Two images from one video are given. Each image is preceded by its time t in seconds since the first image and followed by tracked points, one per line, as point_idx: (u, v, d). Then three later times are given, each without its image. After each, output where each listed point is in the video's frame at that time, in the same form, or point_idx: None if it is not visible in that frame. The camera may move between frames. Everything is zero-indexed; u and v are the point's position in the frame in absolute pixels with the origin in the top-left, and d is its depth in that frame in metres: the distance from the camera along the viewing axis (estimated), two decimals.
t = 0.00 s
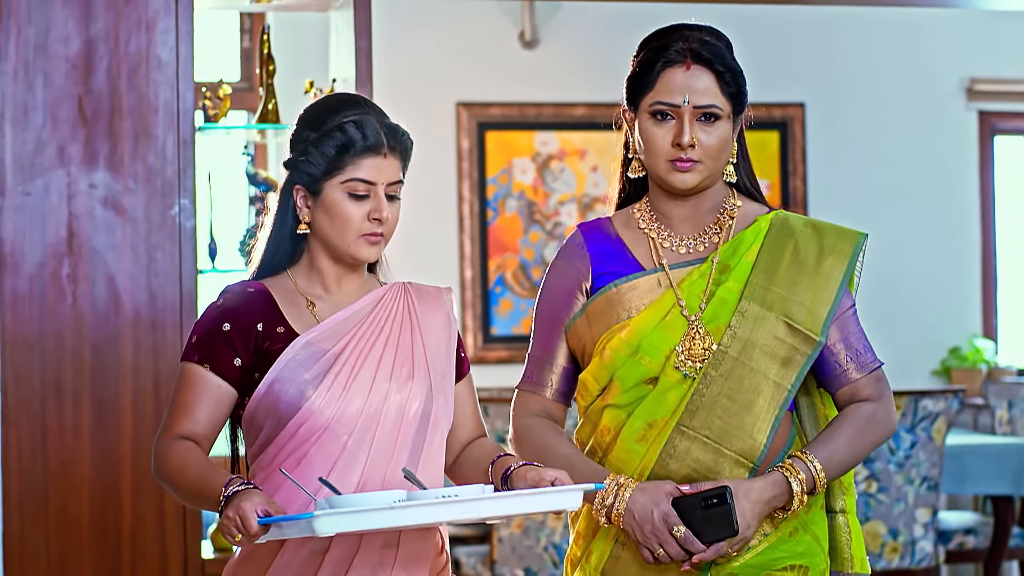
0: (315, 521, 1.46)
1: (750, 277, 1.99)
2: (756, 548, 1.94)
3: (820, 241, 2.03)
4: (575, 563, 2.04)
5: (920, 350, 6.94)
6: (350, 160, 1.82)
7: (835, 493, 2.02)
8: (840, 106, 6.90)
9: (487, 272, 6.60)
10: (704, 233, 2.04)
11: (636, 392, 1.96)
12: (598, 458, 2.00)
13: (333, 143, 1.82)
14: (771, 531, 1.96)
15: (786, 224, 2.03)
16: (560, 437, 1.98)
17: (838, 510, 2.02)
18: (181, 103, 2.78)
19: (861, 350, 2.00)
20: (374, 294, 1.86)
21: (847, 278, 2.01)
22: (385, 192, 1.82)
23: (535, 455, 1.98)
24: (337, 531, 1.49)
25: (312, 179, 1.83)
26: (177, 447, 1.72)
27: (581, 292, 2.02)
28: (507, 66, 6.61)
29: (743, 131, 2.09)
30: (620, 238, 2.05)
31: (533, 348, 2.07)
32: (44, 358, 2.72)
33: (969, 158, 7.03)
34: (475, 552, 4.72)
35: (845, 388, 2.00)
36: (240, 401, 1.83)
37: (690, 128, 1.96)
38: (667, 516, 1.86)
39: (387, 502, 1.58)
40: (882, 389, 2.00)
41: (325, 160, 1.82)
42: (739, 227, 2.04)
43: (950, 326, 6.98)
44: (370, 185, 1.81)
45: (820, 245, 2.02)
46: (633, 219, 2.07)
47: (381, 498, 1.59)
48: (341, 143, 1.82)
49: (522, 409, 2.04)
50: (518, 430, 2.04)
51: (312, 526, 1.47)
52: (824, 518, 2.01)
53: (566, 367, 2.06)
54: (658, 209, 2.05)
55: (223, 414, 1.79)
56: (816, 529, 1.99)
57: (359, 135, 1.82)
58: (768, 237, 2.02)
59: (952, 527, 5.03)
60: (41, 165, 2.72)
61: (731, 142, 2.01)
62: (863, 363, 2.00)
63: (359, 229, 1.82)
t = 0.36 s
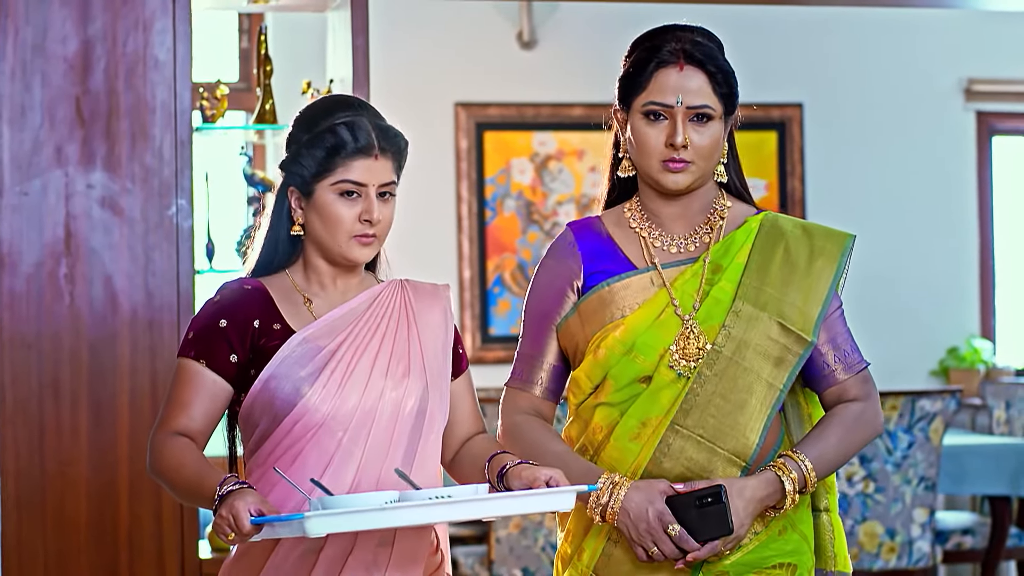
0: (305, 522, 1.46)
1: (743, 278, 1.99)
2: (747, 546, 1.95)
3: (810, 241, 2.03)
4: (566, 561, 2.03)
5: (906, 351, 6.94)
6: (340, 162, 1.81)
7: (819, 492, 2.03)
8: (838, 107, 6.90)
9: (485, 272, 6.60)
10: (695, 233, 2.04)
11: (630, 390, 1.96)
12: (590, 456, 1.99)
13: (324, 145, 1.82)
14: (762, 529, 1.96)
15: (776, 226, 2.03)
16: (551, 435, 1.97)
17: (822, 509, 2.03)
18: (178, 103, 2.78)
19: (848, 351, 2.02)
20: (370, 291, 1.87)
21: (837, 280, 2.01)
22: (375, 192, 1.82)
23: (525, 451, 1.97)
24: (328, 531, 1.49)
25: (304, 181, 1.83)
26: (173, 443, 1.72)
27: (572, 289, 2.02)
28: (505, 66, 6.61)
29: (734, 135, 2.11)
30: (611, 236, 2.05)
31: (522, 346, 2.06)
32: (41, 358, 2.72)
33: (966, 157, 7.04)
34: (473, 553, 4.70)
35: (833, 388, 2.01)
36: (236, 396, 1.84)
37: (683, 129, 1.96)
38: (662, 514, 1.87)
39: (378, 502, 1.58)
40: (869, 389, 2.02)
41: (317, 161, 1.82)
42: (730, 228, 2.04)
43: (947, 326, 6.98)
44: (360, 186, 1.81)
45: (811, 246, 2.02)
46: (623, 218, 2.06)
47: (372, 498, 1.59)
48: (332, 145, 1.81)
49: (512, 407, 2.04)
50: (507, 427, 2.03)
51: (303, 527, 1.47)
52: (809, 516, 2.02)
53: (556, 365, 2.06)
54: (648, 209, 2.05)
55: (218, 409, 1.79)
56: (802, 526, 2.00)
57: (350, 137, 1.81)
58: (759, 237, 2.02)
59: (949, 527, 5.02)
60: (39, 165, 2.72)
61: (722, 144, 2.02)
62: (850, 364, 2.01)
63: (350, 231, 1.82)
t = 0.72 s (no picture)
0: (306, 519, 1.47)
1: (742, 279, 2.00)
2: (746, 545, 1.95)
3: (807, 241, 2.03)
4: (565, 561, 2.03)
5: (901, 350, 6.92)
6: (333, 158, 1.81)
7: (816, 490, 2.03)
8: (844, 106, 6.90)
9: (491, 271, 6.60)
10: (693, 234, 2.05)
11: (631, 390, 1.96)
12: (590, 456, 1.99)
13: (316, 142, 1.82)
14: (761, 528, 1.97)
15: (773, 228, 2.04)
16: (550, 435, 1.96)
17: (818, 506, 2.03)
18: (183, 103, 2.80)
19: (844, 351, 2.03)
20: (375, 288, 1.86)
21: (834, 281, 2.02)
22: (369, 185, 1.82)
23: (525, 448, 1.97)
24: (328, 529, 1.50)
25: (299, 178, 1.84)
26: (177, 437, 1.72)
27: (570, 290, 2.01)
28: (511, 65, 6.61)
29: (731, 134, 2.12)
30: (609, 238, 2.05)
31: (519, 346, 2.06)
32: (47, 356, 2.74)
33: (972, 156, 7.03)
34: (480, 550, 4.72)
35: (829, 388, 2.03)
36: (240, 391, 1.84)
37: (682, 130, 1.96)
38: (664, 515, 1.87)
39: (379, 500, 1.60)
40: (864, 389, 2.03)
41: (312, 160, 1.82)
42: (727, 229, 2.05)
43: (954, 325, 6.98)
44: (354, 180, 1.81)
45: (808, 248, 2.03)
46: (621, 219, 2.07)
47: (373, 497, 1.61)
48: (323, 142, 1.82)
49: (510, 406, 2.03)
50: (506, 426, 2.02)
51: (303, 525, 1.48)
52: (806, 514, 2.02)
53: (553, 365, 2.06)
54: (646, 210, 2.06)
55: (223, 403, 1.79)
56: (800, 524, 2.01)
57: (341, 133, 1.81)
58: (757, 239, 2.03)
59: (955, 526, 5.00)
60: (44, 165, 2.73)
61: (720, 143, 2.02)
62: (845, 364, 2.02)
63: (346, 225, 1.82)
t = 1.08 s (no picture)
0: (304, 518, 1.49)
1: (745, 279, 2.00)
2: (750, 543, 1.96)
3: (809, 241, 2.04)
4: (569, 559, 2.02)
5: (903, 351, 6.90)
6: (338, 154, 1.83)
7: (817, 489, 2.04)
8: (853, 105, 6.89)
9: (500, 270, 6.62)
10: (695, 235, 2.05)
11: (635, 390, 1.97)
12: (593, 455, 2.00)
13: (322, 138, 1.84)
14: (764, 526, 1.98)
15: (776, 227, 2.04)
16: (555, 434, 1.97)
17: (819, 505, 2.04)
18: (191, 104, 2.82)
19: (845, 351, 2.04)
20: (383, 286, 1.87)
21: (836, 281, 2.02)
22: (376, 181, 1.83)
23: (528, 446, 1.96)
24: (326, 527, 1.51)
25: (305, 176, 1.85)
26: (183, 432, 1.73)
27: (574, 290, 2.01)
28: (520, 65, 6.62)
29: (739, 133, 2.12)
30: (612, 238, 2.05)
31: (523, 346, 2.06)
32: (55, 354, 2.76)
33: (981, 156, 7.01)
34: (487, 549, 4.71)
35: (830, 387, 2.04)
36: (246, 388, 1.85)
37: (672, 132, 1.98)
38: (668, 513, 1.87)
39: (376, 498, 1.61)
40: (865, 388, 2.04)
41: (318, 156, 1.84)
42: (729, 229, 2.06)
43: (962, 324, 6.97)
44: (360, 176, 1.83)
45: (810, 247, 2.03)
46: (623, 219, 2.07)
47: (371, 494, 1.61)
48: (330, 138, 1.83)
49: (514, 406, 2.04)
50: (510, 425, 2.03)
51: (302, 524, 1.49)
52: (808, 514, 2.03)
53: (558, 364, 2.06)
54: (649, 211, 2.06)
55: (229, 400, 1.80)
56: (801, 523, 2.02)
57: (346, 129, 1.83)
58: (759, 238, 2.03)
59: (963, 526, 4.98)
60: (53, 165, 2.75)
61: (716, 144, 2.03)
62: (846, 363, 2.04)
63: (353, 222, 1.83)
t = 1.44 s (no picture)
0: (305, 508, 1.48)
1: (744, 280, 2.01)
2: (750, 542, 1.97)
3: (807, 242, 2.04)
4: (568, 560, 2.03)
5: (903, 352, 6.90)
6: (341, 152, 1.83)
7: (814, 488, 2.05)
8: (857, 107, 6.89)
9: (505, 272, 6.62)
10: (692, 236, 2.06)
11: (636, 390, 1.97)
12: (593, 455, 2.00)
13: (322, 140, 1.84)
14: (764, 525, 1.98)
15: (774, 228, 2.05)
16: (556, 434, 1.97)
17: (816, 505, 2.04)
18: (194, 104, 2.84)
19: (843, 351, 2.06)
20: (387, 288, 1.87)
21: (834, 281, 2.04)
22: (379, 179, 1.84)
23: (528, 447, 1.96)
24: (327, 518, 1.51)
25: (307, 175, 1.86)
26: (187, 433, 1.73)
27: (574, 291, 2.02)
28: (525, 66, 6.62)
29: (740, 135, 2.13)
30: (611, 239, 2.05)
31: (522, 346, 2.06)
32: (58, 354, 2.77)
33: (985, 158, 7.01)
34: (490, 549, 4.69)
35: (828, 387, 2.06)
36: (251, 388, 1.84)
37: (633, 138, 1.97)
38: (670, 512, 1.88)
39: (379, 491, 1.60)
40: (863, 387, 2.07)
41: (320, 155, 1.84)
42: (727, 231, 2.07)
43: (966, 326, 6.96)
44: (364, 174, 1.83)
45: (808, 248, 2.04)
46: (621, 220, 2.07)
47: (374, 488, 1.61)
48: (333, 137, 1.84)
49: (514, 406, 2.03)
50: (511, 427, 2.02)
51: (303, 514, 1.49)
52: (805, 513, 2.04)
53: (556, 365, 2.05)
54: (647, 213, 2.07)
55: (233, 402, 1.79)
56: (800, 522, 2.02)
57: (350, 128, 1.84)
58: (757, 239, 2.04)
59: (966, 526, 4.97)
60: (56, 165, 2.77)
61: (688, 153, 2.01)
62: (844, 363, 2.06)
63: (358, 219, 1.83)
